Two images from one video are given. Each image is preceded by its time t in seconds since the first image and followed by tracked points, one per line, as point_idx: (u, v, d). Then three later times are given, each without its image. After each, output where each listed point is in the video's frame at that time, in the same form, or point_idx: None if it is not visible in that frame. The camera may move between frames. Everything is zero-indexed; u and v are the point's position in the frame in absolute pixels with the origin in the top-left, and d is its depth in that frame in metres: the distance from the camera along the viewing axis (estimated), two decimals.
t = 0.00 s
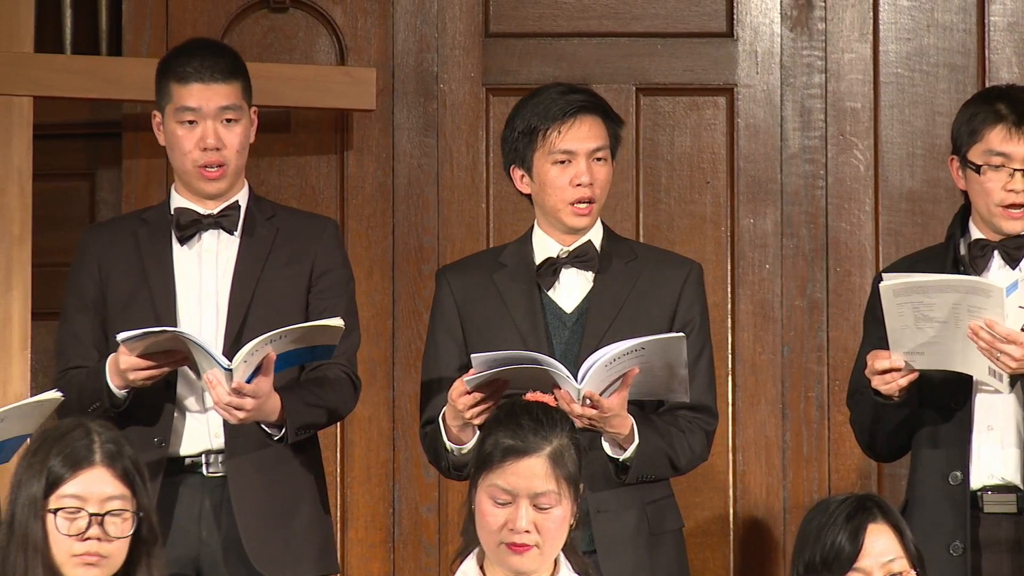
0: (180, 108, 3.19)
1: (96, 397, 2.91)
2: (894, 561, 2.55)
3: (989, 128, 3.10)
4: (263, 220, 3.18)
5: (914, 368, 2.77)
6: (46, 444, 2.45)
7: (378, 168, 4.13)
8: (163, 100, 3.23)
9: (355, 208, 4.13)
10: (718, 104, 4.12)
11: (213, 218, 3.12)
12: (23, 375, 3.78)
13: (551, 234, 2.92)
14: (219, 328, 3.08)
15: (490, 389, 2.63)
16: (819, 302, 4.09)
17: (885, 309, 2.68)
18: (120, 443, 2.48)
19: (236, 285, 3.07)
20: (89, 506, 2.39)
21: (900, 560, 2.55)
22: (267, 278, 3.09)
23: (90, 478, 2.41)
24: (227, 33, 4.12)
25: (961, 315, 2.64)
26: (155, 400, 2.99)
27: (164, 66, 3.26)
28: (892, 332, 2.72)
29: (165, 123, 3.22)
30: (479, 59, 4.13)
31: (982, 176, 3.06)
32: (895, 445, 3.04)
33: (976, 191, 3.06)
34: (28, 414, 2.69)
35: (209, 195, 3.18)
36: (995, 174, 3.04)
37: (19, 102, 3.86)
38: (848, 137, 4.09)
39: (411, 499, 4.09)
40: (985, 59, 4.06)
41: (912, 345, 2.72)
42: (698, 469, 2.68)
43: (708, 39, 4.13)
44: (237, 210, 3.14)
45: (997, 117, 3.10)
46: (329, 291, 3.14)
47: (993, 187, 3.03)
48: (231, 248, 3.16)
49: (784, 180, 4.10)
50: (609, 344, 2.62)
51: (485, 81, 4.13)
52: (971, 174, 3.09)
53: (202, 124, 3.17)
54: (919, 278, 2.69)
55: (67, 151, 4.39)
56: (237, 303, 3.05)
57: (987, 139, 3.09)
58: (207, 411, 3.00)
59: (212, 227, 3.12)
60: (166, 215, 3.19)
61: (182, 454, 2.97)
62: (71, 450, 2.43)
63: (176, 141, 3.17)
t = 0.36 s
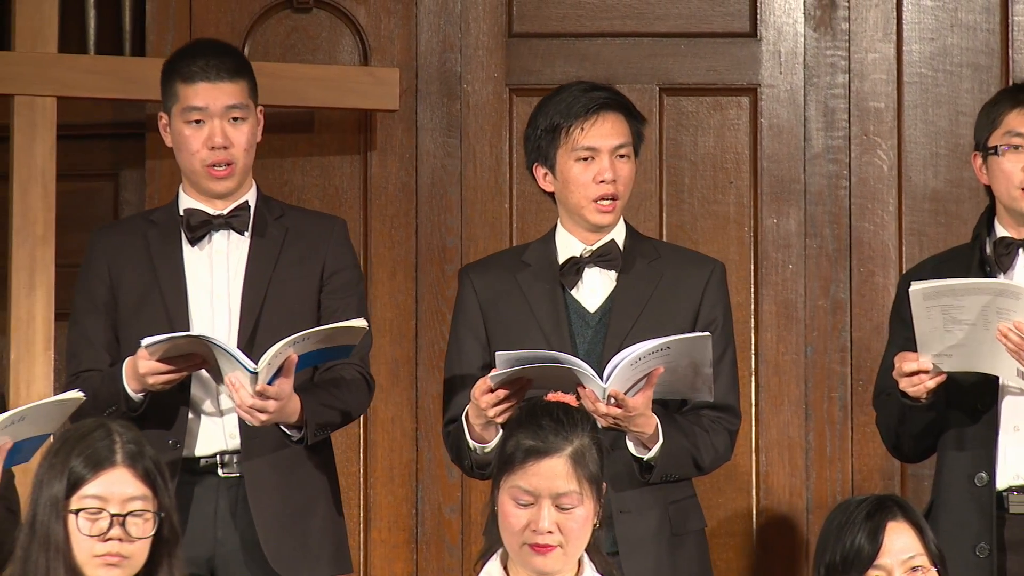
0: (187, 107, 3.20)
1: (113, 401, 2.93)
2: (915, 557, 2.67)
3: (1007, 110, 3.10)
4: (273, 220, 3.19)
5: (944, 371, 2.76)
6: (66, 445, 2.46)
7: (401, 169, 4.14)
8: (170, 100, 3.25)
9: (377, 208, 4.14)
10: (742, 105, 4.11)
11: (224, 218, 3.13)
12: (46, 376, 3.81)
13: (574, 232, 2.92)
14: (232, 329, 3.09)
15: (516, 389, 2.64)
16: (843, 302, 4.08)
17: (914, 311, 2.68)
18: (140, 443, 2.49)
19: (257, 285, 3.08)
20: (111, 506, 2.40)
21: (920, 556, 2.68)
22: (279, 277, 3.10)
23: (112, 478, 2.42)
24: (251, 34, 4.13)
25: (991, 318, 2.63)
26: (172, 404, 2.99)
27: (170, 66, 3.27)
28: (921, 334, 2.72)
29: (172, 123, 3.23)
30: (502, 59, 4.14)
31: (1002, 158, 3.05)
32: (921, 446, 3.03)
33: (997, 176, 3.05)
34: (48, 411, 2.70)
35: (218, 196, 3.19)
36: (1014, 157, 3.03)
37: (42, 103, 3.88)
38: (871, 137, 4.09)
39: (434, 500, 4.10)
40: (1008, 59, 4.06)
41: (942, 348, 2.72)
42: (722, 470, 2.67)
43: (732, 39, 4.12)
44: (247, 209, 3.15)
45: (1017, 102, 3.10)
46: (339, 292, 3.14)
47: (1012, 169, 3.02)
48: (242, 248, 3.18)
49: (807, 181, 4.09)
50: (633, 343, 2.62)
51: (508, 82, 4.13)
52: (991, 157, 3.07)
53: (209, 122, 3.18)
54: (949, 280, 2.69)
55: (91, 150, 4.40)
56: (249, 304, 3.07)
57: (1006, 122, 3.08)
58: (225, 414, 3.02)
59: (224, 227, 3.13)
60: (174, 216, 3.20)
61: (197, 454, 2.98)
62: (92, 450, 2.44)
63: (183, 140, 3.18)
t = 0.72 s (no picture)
0: (198, 113, 3.19)
1: (128, 405, 2.94)
2: (934, 555, 2.68)
3: None
4: (277, 221, 3.20)
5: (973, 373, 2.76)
6: (86, 445, 2.47)
7: (421, 170, 4.14)
8: (176, 103, 3.25)
9: (396, 209, 4.14)
10: (761, 106, 4.11)
11: (230, 219, 3.14)
12: (66, 377, 3.82)
13: (602, 237, 2.92)
14: (240, 330, 3.10)
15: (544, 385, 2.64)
16: (862, 303, 4.08)
17: (944, 311, 2.69)
18: (159, 444, 2.50)
19: (286, 286, 3.11)
20: (130, 508, 2.40)
21: (939, 554, 2.68)
22: (286, 276, 3.12)
23: (131, 479, 2.42)
24: (270, 34, 4.14)
25: (1020, 319, 2.63)
26: (187, 407, 2.98)
27: (175, 69, 3.27)
28: (950, 335, 2.73)
29: (181, 126, 3.22)
30: (521, 60, 4.15)
31: None
32: (949, 448, 3.03)
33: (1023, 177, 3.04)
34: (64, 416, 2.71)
35: (224, 199, 3.20)
36: None
37: (62, 104, 3.89)
38: (890, 138, 4.09)
39: (453, 500, 4.10)
40: None
41: (972, 351, 2.72)
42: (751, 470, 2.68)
43: (751, 40, 4.12)
44: (252, 211, 3.15)
45: None
46: (345, 291, 3.16)
47: None
48: (247, 250, 3.19)
49: (827, 181, 4.09)
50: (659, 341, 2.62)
51: (528, 83, 4.14)
52: (1017, 159, 3.07)
53: (221, 128, 3.18)
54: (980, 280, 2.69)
55: (112, 152, 4.42)
56: (257, 307, 3.07)
57: None
58: (238, 416, 3.01)
59: (230, 229, 3.13)
60: (176, 218, 3.20)
61: (210, 455, 2.97)
62: (111, 451, 2.44)
63: (194, 144, 3.18)
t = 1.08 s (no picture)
0: (212, 118, 3.15)
1: (143, 406, 2.90)
2: (950, 557, 2.68)
3: None
4: (289, 222, 3.15)
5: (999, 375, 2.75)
6: (105, 446, 2.45)
7: (437, 171, 4.14)
8: (189, 106, 3.21)
9: (412, 210, 4.14)
10: (777, 107, 4.11)
11: (241, 221, 3.09)
12: (82, 377, 3.81)
13: (631, 238, 2.92)
14: (253, 330, 3.06)
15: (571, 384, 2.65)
16: (878, 304, 4.07)
17: (969, 315, 2.69)
18: (178, 444, 2.47)
19: (302, 284, 3.05)
20: (148, 509, 2.38)
21: (955, 556, 2.68)
22: (299, 279, 3.06)
23: (150, 480, 2.40)
24: (286, 36, 4.14)
25: None
26: (202, 408, 2.97)
27: (188, 73, 3.23)
28: (975, 337, 2.73)
29: (193, 130, 3.19)
30: (537, 61, 4.14)
31: None
32: (972, 448, 3.03)
33: None
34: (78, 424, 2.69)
35: (236, 202, 3.16)
36: None
37: (77, 105, 3.88)
38: (905, 139, 4.09)
39: (469, 501, 4.10)
40: None
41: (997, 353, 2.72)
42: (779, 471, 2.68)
43: (767, 40, 4.12)
44: (263, 213, 3.10)
45: None
46: (356, 291, 3.10)
47: None
48: (260, 251, 3.13)
49: (843, 182, 4.09)
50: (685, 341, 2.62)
51: (544, 83, 4.14)
52: None
53: (235, 133, 3.14)
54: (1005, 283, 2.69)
55: (127, 152, 4.41)
56: (270, 308, 3.01)
57: None
58: (253, 416, 2.98)
59: (241, 231, 3.08)
60: (187, 221, 3.14)
61: (225, 455, 2.95)
62: (131, 451, 2.42)
63: (205, 148, 3.14)
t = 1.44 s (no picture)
0: (228, 109, 3.17)
1: (164, 406, 2.90)
2: (968, 564, 2.67)
3: None
4: (314, 223, 3.14)
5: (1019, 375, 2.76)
6: (125, 446, 2.36)
7: (453, 171, 4.14)
8: (210, 106, 3.22)
9: (428, 211, 4.14)
10: (793, 107, 4.11)
11: (266, 222, 3.09)
12: (99, 378, 3.80)
13: (659, 239, 2.94)
14: (277, 330, 3.05)
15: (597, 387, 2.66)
16: (895, 305, 4.07)
17: (990, 315, 2.68)
18: (199, 445, 2.38)
19: (328, 285, 3.05)
20: (168, 510, 2.29)
21: (974, 562, 2.67)
22: (323, 280, 3.05)
23: (170, 481, 2.31)
24: (302, 37, 4.14)
25: None
26: (224, 409, 2.96)
27: (209, 72, 3.25)
28: (997, 337, 2.73)
29: (213, 126, 3.20)
30: (553, 61, 4.14)
31: None
32: (994, 447, 3.03)
33: None
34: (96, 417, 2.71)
35: (259, 200, 3.15)
36: None
37: (94, 106, 3.88)
38: (922, 139, 4.09)
39: (485, 502, 4.10)
40: None
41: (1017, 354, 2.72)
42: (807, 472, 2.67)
43: (783, 41, 4.12)
44: (289, 212, 3.10)
45: None
46: (381, 291, 3.09)
47: None
48: (285, 252, 3.13)
49: (859, 183, 4.09)
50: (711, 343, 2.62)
51: (560, 84, 4.14)
52: None
53: (250, 125, 3.15)
54: None
55: (143, 153, 4.42)
56: (295, 308, 3.02)
57: None
58: (275, 416, 2.98)
59: (266, 231, 3.09)
60: (214, 221, 3.15)
61: (248, 456, 2.94)
62: (150, 452, 2.33)
63: (224, 144, 3.15)
